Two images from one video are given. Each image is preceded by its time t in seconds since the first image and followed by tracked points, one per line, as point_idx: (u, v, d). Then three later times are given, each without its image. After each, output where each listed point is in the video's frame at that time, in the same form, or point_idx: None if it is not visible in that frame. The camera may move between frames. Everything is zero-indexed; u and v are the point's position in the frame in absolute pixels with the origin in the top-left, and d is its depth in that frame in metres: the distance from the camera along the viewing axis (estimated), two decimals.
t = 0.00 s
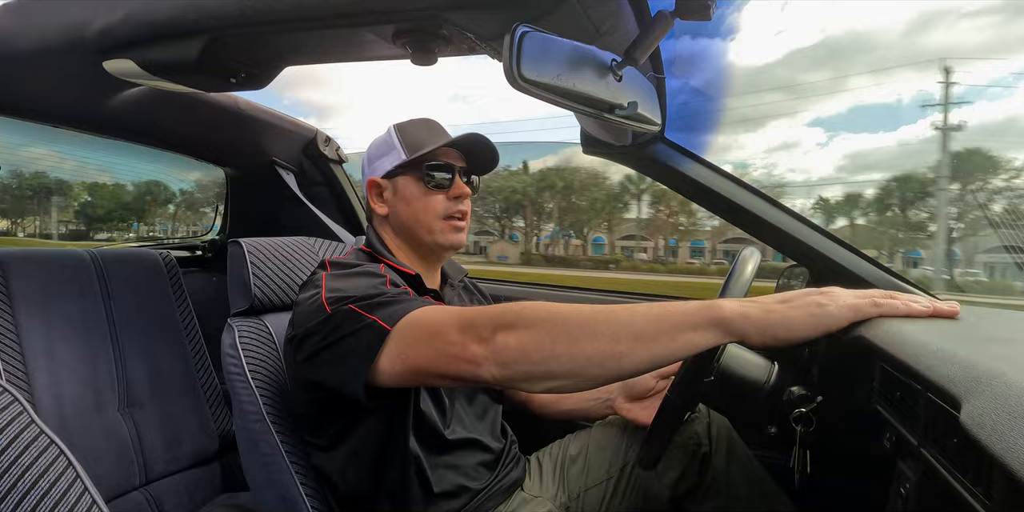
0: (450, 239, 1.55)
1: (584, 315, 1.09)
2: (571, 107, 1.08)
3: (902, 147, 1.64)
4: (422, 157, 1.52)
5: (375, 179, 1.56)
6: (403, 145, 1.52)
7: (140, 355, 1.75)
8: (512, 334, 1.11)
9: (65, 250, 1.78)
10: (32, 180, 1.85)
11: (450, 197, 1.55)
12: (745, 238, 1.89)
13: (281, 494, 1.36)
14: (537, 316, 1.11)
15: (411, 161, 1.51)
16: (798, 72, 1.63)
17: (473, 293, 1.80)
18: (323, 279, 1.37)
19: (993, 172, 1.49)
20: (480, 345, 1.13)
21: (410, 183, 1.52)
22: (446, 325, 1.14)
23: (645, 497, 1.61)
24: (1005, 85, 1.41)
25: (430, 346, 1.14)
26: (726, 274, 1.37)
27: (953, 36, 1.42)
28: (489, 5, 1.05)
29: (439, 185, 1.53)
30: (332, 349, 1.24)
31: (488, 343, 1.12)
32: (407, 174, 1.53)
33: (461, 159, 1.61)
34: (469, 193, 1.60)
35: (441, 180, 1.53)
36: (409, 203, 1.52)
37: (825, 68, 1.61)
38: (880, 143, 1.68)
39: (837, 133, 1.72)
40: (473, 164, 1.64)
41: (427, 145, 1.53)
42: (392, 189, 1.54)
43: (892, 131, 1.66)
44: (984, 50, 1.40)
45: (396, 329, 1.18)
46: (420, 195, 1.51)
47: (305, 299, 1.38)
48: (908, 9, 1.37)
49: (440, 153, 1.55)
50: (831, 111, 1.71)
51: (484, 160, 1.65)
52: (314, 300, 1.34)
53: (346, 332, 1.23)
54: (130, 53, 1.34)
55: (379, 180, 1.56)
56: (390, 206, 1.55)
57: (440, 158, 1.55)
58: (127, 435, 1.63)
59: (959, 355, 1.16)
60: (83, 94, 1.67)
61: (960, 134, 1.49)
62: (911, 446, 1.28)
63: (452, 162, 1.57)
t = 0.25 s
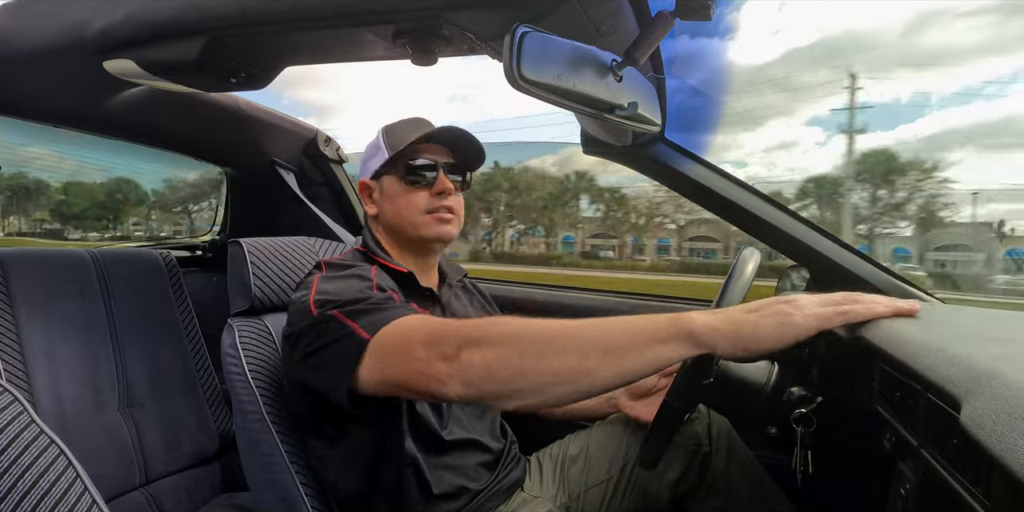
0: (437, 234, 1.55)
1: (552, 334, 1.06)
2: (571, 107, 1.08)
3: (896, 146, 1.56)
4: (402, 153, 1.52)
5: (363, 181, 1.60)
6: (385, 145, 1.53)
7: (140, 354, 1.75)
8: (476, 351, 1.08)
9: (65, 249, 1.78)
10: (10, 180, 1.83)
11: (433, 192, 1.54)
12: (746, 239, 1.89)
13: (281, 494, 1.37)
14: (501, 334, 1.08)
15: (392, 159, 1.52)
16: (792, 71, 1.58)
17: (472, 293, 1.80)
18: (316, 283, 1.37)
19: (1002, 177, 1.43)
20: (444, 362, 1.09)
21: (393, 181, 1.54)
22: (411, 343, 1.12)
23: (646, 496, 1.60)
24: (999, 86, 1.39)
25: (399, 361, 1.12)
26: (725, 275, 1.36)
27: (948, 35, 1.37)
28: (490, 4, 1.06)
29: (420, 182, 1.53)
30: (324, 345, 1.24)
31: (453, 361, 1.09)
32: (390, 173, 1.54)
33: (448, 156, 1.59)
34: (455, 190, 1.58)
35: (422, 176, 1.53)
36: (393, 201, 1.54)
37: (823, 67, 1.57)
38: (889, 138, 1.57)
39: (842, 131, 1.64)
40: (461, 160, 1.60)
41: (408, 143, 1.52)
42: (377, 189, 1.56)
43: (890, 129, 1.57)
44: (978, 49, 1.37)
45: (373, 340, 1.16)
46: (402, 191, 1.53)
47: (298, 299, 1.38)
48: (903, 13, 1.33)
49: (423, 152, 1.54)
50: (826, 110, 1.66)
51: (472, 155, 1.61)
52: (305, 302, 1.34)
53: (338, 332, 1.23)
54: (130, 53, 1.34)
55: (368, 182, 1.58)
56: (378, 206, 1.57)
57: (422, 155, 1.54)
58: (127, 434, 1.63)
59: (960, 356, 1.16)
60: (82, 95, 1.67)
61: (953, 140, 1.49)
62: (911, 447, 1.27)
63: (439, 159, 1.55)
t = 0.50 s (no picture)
0: (440, 235, 1.54)
1: (474, 350, 1.13)
2: (570, 107, 1.07)
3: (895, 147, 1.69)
4: (406, 154, 1.50)
5: (364, 179, 1.58)
6: (389, 146, 1.51)
7: (140, 354, 1.76)
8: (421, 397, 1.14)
9: (65, 249, 1.78)
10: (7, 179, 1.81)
11: (437, 193, 1.53)
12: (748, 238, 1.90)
13: (282, 494, 1.37)
14: (439, 371, 1.14)
15: (395, 160, 1.50)
16: (792, 72, 1.58)
17: (471, 292, 1.81)
18: (291, 298, 1.36)
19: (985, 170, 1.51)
20: (395, 412, 1.15)
21: (396, 181, 1.52)
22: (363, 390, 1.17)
23: (646, 496, 1.62)
24: (997, 85, 1.47)
25: (353, 413, 1.18)
26: (725, 276, 1.36)
27: (945, 36, 1.43)
28: (490, 4, 1.05)
29: (424, 182, 1.52)
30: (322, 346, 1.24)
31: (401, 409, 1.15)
32: (393, 173, 1.52)
33: (450, 156, 1.57)
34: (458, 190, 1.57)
35: (427, 177, 1.51)
36: (396, 201, 1.52)
37: (821, 68, 1.58)
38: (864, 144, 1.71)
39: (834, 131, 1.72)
40: (462, 160, 1.60)
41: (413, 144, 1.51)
42: (380, 188, 1.55)
43: (886, 131, 1.69)
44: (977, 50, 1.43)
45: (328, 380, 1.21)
46: (406, 192, 1.51)
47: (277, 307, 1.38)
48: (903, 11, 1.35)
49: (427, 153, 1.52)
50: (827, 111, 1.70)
51: (475, 155, 1.61)
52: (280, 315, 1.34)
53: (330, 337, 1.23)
54: (131, 54, 1.34)
55: (369, 181, 1.57)
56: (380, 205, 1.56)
57: (425, 154, 1.52)
58: (127, 434, 1.63)
59: (960, 355, 1.16)
60: (83, 94, 1.67)
61: (942, 141, 1.62)
62: (911, 446, 1.27)
63: (440, 159, 1.54)
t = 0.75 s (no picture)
0: (451, 241, 1.56)
1: (475, 258, 1.17)
2: (570, 108, 1.07)
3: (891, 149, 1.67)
4: (423, 159, 1.51)
5: (371, 179, 1.53)
6: (402, 147, 1.51)
7: (140, 354, 1.76)
8: (441, 306, 1.12)
9: (65, 250, 1.78)
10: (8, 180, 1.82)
11: (451, 198, 1.55)
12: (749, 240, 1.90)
13: (282, 494, 1.36)
14: (455, 274, 1.14)
15: (412, 164, 1.50)
16: (792, 72, 1.65)
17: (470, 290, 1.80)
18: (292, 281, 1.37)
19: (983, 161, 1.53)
20: (421, 327, 1.11)
21: (410, 185, 1.51)
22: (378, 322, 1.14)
23: (646, 495, 1.63)
24: (992, 87, 1.49)
25: (373, 346, 1.14)
26: (726, 276, 1.36)
27: (943, 36, 1.47)
28: (490, 5, 1.05)
29: (439, 187, 1.53)
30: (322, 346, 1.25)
31: (427, 320, 1.11)
32: (406, 177, 1.52)
33: (457, 160, 1.61)
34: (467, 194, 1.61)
35: (442, 181, 1.53)
36: (410, 204, 1.52)
37: (819, 68, 1.63)
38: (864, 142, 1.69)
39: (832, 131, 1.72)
40: (466, 164, 1.63)
41: (427, 146, 1.53)
42: (390, 190, 1.52)
43: (884, 130, 1.68)
44: (973, 50, 1.47)
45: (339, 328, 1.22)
46: (422, 197, 1.51)
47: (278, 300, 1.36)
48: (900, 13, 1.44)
49: (439, 157, 1.54)
50: (826, 108, 1.70)
51: (479, 160, 1.64)
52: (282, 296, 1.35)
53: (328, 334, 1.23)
54: (131, 54, 1.34)
55: (376, 181, 1.53)
56: (388, 207, 1.53)
57: (439, 159, 1.54)
58: (127, 434, 1.63)
59: (960, 356, 1.16)
60: (84, 95, 1.68)
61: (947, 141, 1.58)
62: (910, 446, 1.27)
63: (452, 165, 1.57)
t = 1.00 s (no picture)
0: (456, 243, 1.59)
1: (498, 231, 1.22)
2: (570, 108, 1.07)
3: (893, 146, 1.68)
4: (430, 160, 1.53)
5: (377, 179, 1.54)
6: (409, 149, 1.53)
7: (140, 354, 1.76)
8: (466, 268, 1.16)
9: (65, 250, 1.78)
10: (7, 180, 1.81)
11: (456, 200, 1.57)
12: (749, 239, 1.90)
13: (282, 495, 1.36)
14: (481, 242, 1.19)
15: (420, 165, 1.52)
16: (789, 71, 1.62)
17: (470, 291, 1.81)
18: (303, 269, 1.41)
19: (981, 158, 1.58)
20: (448, 286, 1.14)
21: (417, 186, 1.53)
22: (403, 284, 1.17)
23: (646, 495, 1.63)
24: (991, 86, 1.51)
25: (398, 307, 1.15)
26: (726, 275, 1.36)
27: (941, 38, 1.47)
28: (490, 5, 1.05)
29: (445, 189, 1.55)
30: (323, 345, 1.25)
31: (453, 280, 1.14)
32: (413, 178, 1.53)
33: (460, 162, 1.61)
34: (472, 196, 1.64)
35: (448, 183, 1.55)
36: (417, 206, 1.54)
37: (816, 70, 1.62)
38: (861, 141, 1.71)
39: (829, 132, 1.72)
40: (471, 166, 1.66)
41: (433, 148, 1.56)
42: (397, 192, 1.54)
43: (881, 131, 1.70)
44: (970, 51, 1.47)
45: (357, 304, 1.23)
46: (429, 199, 1.54)
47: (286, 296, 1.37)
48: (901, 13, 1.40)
49: (446, 160, 1.56)
50: (823, 108, 1.69)
51: (481, 162, 1.67)
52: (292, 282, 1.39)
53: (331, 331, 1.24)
54: (131, 54, 1.34)
55: (382, 182, 1.54)
56: (395, 209, 1.55)
57: (445, 162, 1.56)
58: (127, 435, 1.63)
59: (960, 356, 1.16)
60: (84, 95, 1.67)
61: (943, 138, 1.60)
62: (911, 446, 1.27)
63: (456, 167, 1.58)
